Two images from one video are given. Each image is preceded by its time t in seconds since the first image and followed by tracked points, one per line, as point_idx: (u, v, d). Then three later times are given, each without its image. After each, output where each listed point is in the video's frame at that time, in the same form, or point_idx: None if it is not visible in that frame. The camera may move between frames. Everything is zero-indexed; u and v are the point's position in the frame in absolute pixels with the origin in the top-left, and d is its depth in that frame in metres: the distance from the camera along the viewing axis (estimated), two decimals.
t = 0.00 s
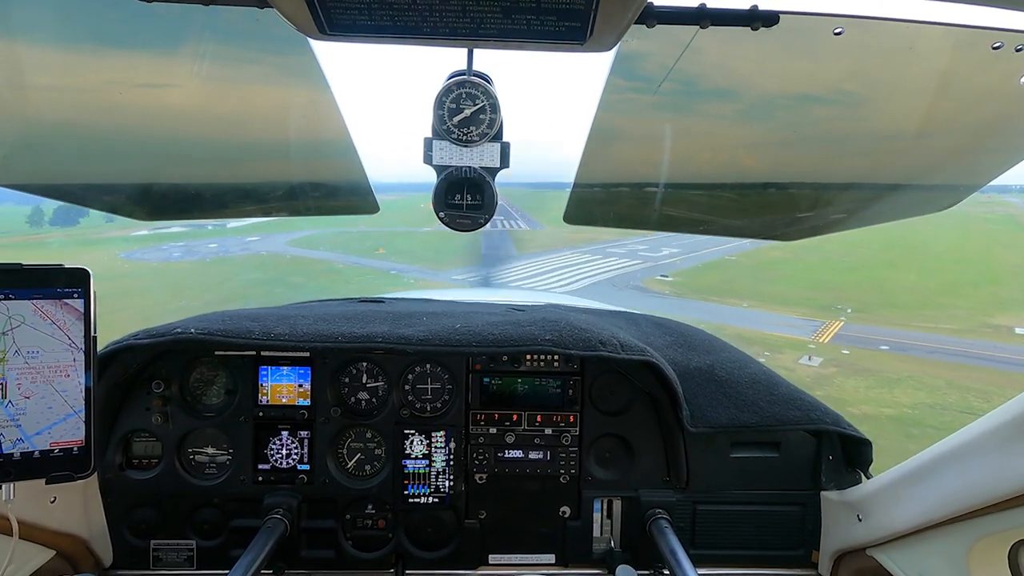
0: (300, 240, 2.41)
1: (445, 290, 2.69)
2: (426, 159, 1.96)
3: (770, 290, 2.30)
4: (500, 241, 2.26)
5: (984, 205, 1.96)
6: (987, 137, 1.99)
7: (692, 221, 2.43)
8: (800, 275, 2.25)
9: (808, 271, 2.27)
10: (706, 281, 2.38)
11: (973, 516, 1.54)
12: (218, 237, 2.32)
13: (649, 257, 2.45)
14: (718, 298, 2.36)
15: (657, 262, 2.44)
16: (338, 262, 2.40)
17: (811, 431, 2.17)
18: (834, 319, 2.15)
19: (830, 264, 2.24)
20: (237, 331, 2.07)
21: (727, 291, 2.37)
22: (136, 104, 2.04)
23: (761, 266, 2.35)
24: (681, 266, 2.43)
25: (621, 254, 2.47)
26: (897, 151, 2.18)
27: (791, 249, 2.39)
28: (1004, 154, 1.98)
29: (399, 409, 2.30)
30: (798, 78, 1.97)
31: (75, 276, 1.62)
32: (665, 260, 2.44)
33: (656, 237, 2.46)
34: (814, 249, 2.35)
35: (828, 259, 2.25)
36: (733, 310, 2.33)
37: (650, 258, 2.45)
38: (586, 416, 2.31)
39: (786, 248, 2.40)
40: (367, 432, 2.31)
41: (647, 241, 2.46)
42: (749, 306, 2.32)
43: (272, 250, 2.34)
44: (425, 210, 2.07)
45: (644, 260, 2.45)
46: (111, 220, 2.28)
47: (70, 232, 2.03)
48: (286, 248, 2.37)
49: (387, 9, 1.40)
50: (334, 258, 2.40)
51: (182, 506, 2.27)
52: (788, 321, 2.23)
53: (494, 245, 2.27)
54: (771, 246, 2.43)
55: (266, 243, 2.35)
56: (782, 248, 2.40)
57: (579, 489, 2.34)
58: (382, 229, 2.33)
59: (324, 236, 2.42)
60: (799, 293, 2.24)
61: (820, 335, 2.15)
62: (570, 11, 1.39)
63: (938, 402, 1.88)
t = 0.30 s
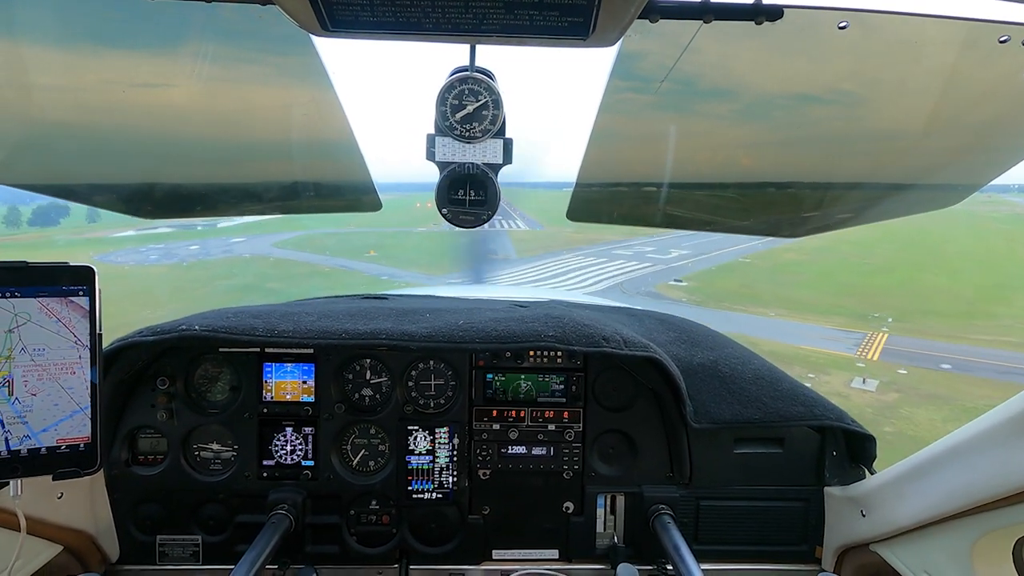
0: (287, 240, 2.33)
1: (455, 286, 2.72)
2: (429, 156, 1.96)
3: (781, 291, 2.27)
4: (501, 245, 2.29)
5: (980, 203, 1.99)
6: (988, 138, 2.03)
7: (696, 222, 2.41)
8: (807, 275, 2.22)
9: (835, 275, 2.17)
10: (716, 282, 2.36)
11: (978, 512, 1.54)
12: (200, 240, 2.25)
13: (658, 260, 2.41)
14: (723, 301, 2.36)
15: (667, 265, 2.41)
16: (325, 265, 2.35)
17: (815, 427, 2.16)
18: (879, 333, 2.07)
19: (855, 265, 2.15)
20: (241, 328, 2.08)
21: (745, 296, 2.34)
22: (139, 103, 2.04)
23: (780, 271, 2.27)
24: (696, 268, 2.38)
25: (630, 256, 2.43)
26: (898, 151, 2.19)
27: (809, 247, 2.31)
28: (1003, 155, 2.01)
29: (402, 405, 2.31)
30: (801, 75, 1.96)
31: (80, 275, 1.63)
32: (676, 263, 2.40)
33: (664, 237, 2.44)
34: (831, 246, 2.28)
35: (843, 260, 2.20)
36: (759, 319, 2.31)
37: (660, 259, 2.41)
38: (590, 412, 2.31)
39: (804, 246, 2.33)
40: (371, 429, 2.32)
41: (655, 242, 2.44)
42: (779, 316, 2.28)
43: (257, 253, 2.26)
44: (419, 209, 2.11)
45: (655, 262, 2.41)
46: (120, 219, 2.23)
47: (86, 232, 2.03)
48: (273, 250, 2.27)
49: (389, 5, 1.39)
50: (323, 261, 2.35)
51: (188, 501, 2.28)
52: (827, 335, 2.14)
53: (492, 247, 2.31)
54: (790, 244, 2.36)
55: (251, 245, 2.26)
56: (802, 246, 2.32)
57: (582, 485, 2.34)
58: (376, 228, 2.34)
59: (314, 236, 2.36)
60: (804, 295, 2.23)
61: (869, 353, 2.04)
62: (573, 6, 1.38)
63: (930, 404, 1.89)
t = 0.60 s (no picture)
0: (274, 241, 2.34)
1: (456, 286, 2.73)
2: (432, 156, 1.97)
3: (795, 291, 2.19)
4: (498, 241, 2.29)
5: (985, 202, 1.95)
6: (991, 136, 2.01)
7: (698, 220, 2.39)
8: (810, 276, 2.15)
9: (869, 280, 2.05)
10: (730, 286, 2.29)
11: (983, 512, 1.54)
12: (193, 240, 2.27)
13: (667, 262, 2.38)
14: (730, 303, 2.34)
15: (679, 268, 2.37)
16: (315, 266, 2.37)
17: (819, 426, 2.16)
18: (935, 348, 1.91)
19: (879, 268, 2.06)
20: (245, 328, 2.09)
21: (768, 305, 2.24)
22: (142, 103, 2.05)
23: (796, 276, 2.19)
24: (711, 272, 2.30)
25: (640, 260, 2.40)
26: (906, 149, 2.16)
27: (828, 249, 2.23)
28: (1004, 155, 1.99)
29: (406, 405, 2.31)
30: (804, 73, 1.95)
31: (84, 275, 1.63)
32: (689, 266, 2.36)
33: (672, 238, 2.41)
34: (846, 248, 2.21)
35: (858, 264, 2.11)
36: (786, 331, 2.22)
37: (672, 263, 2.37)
38: (593, 412, 2.31)
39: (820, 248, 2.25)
40: (374, 428, 2.32)
41: (666, 245, 2.40)
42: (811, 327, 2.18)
43: (238, 256, 2.25)
44: (415, 206, 2.14)
45: (667, 266, 2.38)
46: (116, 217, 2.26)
47: (81, 231, 2.05)
48: (256, 252, 2.28)
49: (393, 6, 1.40)
50: (310, 264, 2.35)
51: (193, 501, 2.29)
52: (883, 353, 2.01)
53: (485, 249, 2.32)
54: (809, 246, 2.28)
55: (238, 247, 2.27)
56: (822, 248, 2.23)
57: (586, 485, 2.34)
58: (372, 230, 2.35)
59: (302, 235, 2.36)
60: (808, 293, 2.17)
61: (933, 375, 1.87)
62: (576, 6, 1.38)
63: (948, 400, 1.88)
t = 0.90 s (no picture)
0: (256, 241, 2.33)
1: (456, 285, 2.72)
2: (433, 156, 1.98)
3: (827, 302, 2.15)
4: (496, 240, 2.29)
5: (987, 199, 1.95)
6: (993, 133, 2.01)
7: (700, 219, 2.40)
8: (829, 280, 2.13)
9: (900, 287, 1.99)
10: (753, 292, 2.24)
11: (988, 508, 1.53)
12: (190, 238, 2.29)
13: (680, 264, 2.38)
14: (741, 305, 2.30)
15: (695, 271, 2.36)
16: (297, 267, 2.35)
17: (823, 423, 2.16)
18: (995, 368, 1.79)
19: (906, 272, 1.98)
20: (249, 329, 2.09)
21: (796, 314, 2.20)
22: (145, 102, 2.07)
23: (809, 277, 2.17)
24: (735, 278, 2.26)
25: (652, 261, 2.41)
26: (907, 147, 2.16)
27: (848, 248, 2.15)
28: (1003, 154, 2.00)
29: (409, 404, 2.31)
30: (804, 68, 1.95)
31: (88, 277, 1.64)
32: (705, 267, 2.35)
33: (681, 238, 2.40)
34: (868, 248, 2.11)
35: (880, 267, 2.05)
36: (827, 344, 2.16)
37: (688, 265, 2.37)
38: (596, 411, 2.31)
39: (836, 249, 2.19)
40: (378, 429, 2.33)
41: (676, 246, 2.39)
42: (854, 342, 2.11)
43: (216, 258, 2.22)
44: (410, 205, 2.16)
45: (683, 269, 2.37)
46: (100, 216, 2.23)
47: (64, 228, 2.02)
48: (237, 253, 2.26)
49: (393, 6, 1.40)
50: (291, 267, 2.33)
51: (198, 501, 2.30)
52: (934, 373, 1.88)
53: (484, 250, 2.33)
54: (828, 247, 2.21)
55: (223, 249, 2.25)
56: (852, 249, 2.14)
57: (590, 484, 2.34)
58: (363, 232, 2.36)
59: (285, 238, 2.35)
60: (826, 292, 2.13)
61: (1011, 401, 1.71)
62: (576, 4, 1.38)
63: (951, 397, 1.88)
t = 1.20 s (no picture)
0: (241, 242, 2.38)
1: (460, 286, 2.69)
2: (434, 158, 1.99)
3: (863, 311, 2.13)
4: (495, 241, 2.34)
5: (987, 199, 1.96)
6: (995, 132, 2.02)
7: (701, 220, 2.41)
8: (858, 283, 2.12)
9: (911, 287, 2.00)
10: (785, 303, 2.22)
11: (991, 511, 1.53)
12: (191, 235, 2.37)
13: (692, 266, 2.41)
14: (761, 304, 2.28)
15: (709, 274, 2.39)
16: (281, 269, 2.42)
17: (825, 426, 2.15)
18: None
19: (917, 273, 2.00)
20: (250, 332, 2.09)
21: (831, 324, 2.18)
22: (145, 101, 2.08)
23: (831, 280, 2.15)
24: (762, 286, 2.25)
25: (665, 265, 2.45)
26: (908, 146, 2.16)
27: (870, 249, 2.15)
28: (1005, 151, 2.01)
29: (411, 407, 2.31)
30: (802, 67, 1.96)
31: (90, 281, 1.64)
32: (721, 271, 2.38)
33: (690, 240, 2.43)
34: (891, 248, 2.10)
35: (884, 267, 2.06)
36: (861, 358, 2.14)
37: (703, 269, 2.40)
38: (598, 413, 2.31)
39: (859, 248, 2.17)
40: (379, 432, 2.33)
41: (687, 248, 2.43)
42: (872, 349, 2.13)
43: (189, 263, 2.23)
44: (406, 204, 2.24)
45: (699, 272, 2.40)
46: (82, 216, 2.23)
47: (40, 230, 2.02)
48: (215, 255, 2.28)
49: (394, 11, 1.40)
50: (271, 271, 2.39)
51: (199, 505, 2.30)
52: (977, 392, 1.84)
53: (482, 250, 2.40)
54: (847, 247, 2.20)
55: (195, 251, 2.27)
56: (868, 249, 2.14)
57: (592, 487, 2.34)
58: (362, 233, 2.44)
59: (272, 239, 2.41)
60: (844, 295, 2.15)
61: None
62: (577, 7, 1.38)
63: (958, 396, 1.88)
